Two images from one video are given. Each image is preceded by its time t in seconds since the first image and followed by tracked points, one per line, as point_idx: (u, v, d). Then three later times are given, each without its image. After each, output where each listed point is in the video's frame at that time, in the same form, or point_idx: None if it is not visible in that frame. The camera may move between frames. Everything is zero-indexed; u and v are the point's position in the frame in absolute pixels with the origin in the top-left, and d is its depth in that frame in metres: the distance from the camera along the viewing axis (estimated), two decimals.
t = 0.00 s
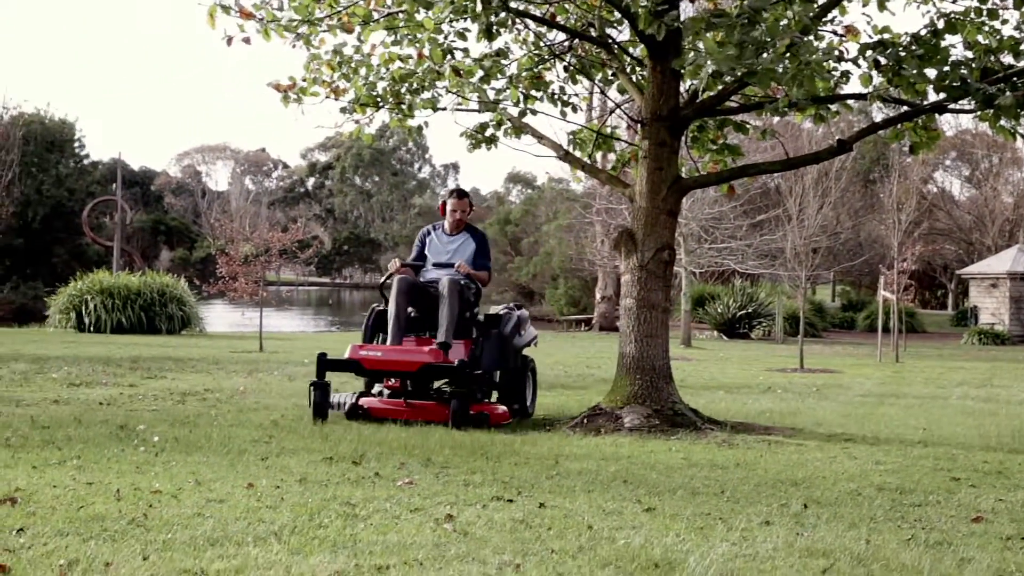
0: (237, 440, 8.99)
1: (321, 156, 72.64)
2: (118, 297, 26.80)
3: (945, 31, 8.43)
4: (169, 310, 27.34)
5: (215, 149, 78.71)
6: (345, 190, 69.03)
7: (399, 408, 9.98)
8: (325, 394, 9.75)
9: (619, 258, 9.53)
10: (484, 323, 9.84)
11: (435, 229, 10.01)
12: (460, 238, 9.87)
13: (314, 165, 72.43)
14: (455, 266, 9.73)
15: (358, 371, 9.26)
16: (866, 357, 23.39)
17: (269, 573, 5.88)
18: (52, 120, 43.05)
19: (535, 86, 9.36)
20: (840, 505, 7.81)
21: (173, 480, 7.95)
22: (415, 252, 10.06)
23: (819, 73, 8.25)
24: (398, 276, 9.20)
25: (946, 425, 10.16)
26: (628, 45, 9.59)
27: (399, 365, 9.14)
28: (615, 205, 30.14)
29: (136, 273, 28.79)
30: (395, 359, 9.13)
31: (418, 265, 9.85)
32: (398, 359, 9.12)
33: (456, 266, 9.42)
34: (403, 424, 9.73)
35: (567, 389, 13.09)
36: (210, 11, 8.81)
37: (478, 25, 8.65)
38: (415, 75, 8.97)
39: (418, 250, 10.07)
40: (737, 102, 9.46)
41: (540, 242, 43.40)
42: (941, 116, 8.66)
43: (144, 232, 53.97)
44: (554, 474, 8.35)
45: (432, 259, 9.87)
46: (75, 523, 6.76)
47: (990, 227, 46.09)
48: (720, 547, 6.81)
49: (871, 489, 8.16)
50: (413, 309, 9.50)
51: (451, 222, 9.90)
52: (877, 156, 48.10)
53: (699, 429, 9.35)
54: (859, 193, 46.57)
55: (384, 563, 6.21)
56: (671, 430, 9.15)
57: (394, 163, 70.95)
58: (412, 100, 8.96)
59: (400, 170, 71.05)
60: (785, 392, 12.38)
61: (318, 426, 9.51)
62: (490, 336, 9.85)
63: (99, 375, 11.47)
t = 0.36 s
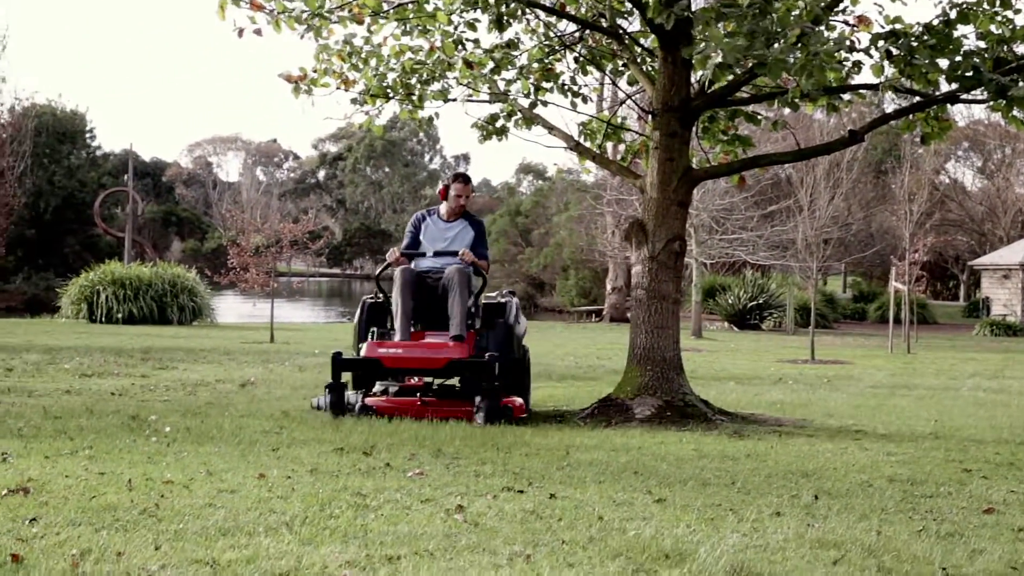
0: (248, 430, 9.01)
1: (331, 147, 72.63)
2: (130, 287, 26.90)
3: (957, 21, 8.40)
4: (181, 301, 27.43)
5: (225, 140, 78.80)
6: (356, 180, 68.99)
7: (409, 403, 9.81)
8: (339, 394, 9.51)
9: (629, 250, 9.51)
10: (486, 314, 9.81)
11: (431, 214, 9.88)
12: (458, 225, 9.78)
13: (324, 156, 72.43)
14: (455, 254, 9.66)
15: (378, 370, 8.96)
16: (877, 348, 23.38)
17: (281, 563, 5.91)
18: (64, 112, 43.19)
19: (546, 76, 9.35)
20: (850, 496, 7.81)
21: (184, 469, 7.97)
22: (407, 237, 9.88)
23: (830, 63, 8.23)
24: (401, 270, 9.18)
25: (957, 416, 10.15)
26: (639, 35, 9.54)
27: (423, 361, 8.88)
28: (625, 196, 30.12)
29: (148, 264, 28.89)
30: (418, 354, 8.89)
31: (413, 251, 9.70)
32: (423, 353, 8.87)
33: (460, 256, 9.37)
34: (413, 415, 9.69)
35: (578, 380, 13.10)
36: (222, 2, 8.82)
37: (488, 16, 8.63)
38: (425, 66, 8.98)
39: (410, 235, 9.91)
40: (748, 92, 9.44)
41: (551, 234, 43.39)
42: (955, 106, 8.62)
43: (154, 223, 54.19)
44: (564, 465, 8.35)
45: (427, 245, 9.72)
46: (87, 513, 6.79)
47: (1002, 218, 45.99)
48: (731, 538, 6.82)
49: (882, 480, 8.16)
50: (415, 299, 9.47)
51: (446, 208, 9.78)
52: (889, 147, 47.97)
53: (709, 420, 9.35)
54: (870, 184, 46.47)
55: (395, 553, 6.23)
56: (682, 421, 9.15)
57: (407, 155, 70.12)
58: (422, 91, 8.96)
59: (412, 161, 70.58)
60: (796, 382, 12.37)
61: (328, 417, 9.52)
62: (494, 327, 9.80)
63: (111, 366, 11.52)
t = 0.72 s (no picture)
0: (257, 423, 9.03)
1: (340, 139, 72.54)
2: (139, 280, 26.99)
3: (968, 13, 8.37)
4: (190, 294, 27.49)
5: (234, 133, 78.85)
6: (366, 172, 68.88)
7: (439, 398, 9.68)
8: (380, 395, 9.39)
9: (639, 243, 9.48)
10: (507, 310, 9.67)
11: (441, 201, 9.38)
12: (471, 215, 9.37)
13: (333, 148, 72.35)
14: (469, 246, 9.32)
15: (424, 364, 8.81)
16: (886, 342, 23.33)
17: (290, 555, 5.93)
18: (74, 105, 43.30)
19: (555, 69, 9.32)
20: (860, 489, 7.82)
21: (194, 462, 7.99)
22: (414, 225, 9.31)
23: (840, 56, 8.20)
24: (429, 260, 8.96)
25: (968, 409, 10.12)
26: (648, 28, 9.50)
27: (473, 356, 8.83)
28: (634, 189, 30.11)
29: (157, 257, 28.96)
30: (467, 348, 8.78)
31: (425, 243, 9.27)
32: (471, 347, 8.76)
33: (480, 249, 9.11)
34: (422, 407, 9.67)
35: (588, 373, 13.09)
36: None
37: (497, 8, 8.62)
38: (434, 58, 8.99)
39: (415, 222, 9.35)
40: (758, 84, 9.39)
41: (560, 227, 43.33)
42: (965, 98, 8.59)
43: (164, 215, 54.35)
44: (573, 458, 8.36)
45: (440, 236, 9.29)
46: (97, 505, 6.81)
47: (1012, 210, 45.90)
48: (740, 531, 6.81)
49: (891, 474, 8.16)
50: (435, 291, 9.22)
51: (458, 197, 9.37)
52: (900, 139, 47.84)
53: (718, 413, 9.35)
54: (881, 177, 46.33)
55: (405, 546, 6.24)
56: (692, 414, 9.16)
57: (416, 147, 70.13)
58: (431, 84, 8.95)
59: (421, 154, 70.58)
60: (806, 376, 12.35)
61: (337, 410, 9.52)
62: (517, 323, 9.68)
63: (121, 358, 11.54)
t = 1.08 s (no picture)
0: (260, 413, 9.04)
1: (342, 130, 72.28)
2: (142, 271, 27.05)
3: (971, 3, 8.36)
4: (192, 285, 27.50)
5: (235, 125, 78.92)
6: (368, 163, 68.82)
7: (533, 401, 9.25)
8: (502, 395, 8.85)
9: (640, 236, 9.38)
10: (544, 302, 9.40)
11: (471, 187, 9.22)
12: (501, 203, 9.31)
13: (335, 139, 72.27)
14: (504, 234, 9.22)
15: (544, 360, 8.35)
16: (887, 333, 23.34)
17: (292, 545, 5.94)
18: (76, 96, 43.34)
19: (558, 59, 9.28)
20: (861, 480, 7.84)
21: (196, 452, 8.01)
22: (447, 213, 9.09)
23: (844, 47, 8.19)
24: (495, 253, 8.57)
25: (969, 400, 10.12)
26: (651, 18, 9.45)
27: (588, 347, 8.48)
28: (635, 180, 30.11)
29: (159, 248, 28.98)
30: (583, 339, 8.45)
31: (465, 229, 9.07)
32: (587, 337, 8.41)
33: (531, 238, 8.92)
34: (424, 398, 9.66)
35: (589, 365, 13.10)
36: None
37: None
38: (437, 48, 8.95)
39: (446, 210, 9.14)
40: (761, 75, 9.31)
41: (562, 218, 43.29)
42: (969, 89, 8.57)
43: (166, 206, 54.47)
44: (574, 449, 8.37)
45: (477, 223, 9.13)
46: (99, 495, 6.83)
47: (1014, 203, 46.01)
48: (741, 522, 6.82)
49: (892, 464, 8.17)
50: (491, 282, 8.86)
51: (489, 184, 9.23)
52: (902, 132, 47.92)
53: (719, 403, 9.39)
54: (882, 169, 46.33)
55: (406, 536, 6.25)
56: (693, 406, 9.20)
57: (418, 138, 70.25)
58: (433, 74, 8.93)
59: (423, 145, 70.65)
60: (809, 367, 12.35)
61: (339, 401, 9.52)
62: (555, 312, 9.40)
63: (124, 349, 11.56)
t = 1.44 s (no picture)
0: (237, 411, 9.02)
1: (320, 127, 72.68)
2: (119, 268, 26.98)
3: (948, 1, 8.34)
4: (169, 283, 27.39)
5: (214, 121, 78.71)
6: (348, 161, 68.85)
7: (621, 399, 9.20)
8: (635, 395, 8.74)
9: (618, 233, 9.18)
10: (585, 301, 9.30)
11: (511, 180, 9.06)
12: (539, 192, 9.20)
13: (313, 137, 72.37)
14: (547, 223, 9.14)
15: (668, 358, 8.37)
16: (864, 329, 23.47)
17: (269, 543, 5.94)
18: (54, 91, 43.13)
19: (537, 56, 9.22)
20: (837, 476, 7.88)
21: (172, 451, 7.99)
22: (494, 209, 8.94)
23: (821, 45, 8.16)
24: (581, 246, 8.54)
25: (942, 397, 10.17)
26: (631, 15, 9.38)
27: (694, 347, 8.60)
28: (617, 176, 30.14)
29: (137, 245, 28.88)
30: (691, 336, 8.56)
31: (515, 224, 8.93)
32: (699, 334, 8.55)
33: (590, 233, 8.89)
34: (403, 396, 9.64)
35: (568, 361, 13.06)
36: None
37: None
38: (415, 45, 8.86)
39: (490, 207, 9.01)
40: (741, 73, 9.19)
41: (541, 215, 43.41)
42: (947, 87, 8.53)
43: (143, 203, 54.39)
44: (551, 446, 8.39)
45: (523, 216, 9.02)
46: (74, 494, 6.80)
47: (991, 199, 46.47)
48: (718, 519, 6.84)
49: (868, 461, 8.22)
50: (562, 279, 8.80)
51: (526, 175, 9.10)
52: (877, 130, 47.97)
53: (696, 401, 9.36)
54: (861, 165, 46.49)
55: (383, 534, 6.25)
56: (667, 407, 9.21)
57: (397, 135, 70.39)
58: (412, 71, 8.86)
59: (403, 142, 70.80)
60: (784, 364, 12.40)
61: (317, 398, 9.51)
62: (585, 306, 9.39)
63: (98, 347, 11.52)
